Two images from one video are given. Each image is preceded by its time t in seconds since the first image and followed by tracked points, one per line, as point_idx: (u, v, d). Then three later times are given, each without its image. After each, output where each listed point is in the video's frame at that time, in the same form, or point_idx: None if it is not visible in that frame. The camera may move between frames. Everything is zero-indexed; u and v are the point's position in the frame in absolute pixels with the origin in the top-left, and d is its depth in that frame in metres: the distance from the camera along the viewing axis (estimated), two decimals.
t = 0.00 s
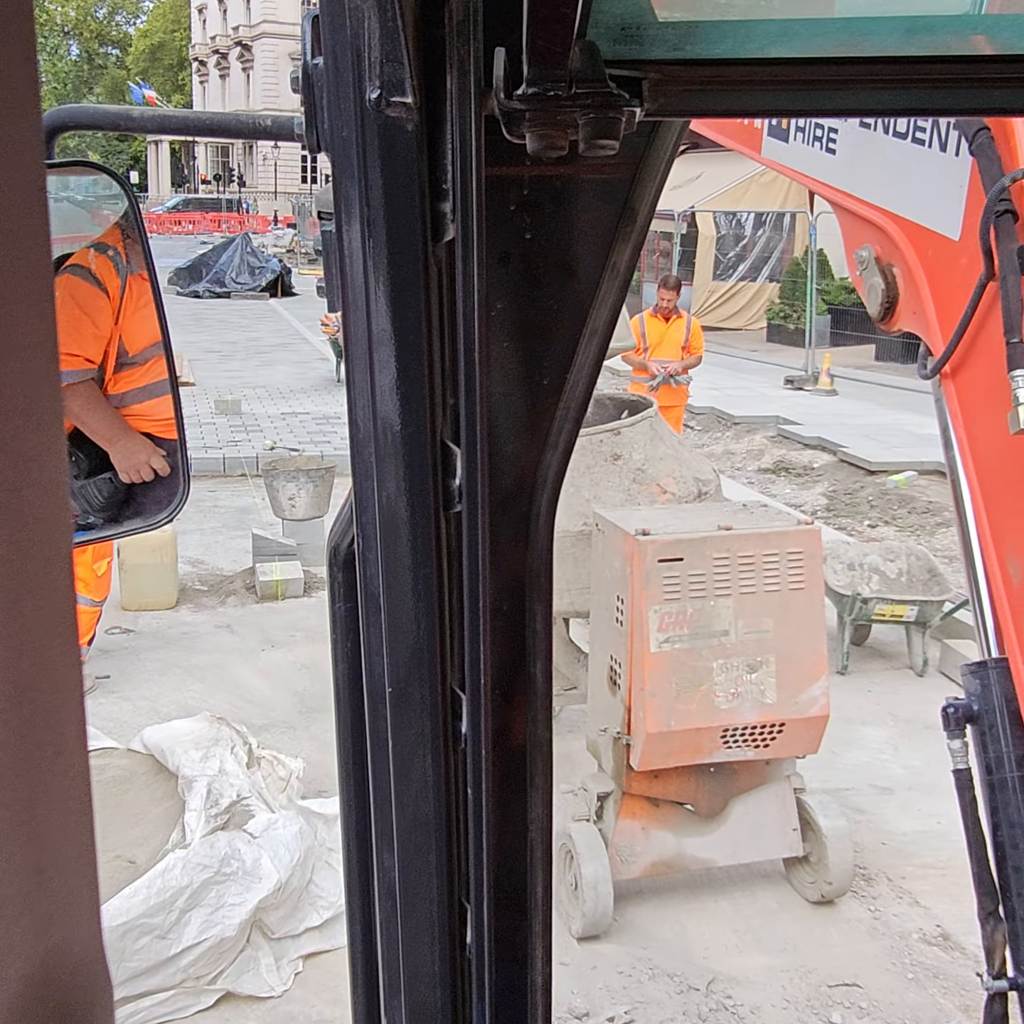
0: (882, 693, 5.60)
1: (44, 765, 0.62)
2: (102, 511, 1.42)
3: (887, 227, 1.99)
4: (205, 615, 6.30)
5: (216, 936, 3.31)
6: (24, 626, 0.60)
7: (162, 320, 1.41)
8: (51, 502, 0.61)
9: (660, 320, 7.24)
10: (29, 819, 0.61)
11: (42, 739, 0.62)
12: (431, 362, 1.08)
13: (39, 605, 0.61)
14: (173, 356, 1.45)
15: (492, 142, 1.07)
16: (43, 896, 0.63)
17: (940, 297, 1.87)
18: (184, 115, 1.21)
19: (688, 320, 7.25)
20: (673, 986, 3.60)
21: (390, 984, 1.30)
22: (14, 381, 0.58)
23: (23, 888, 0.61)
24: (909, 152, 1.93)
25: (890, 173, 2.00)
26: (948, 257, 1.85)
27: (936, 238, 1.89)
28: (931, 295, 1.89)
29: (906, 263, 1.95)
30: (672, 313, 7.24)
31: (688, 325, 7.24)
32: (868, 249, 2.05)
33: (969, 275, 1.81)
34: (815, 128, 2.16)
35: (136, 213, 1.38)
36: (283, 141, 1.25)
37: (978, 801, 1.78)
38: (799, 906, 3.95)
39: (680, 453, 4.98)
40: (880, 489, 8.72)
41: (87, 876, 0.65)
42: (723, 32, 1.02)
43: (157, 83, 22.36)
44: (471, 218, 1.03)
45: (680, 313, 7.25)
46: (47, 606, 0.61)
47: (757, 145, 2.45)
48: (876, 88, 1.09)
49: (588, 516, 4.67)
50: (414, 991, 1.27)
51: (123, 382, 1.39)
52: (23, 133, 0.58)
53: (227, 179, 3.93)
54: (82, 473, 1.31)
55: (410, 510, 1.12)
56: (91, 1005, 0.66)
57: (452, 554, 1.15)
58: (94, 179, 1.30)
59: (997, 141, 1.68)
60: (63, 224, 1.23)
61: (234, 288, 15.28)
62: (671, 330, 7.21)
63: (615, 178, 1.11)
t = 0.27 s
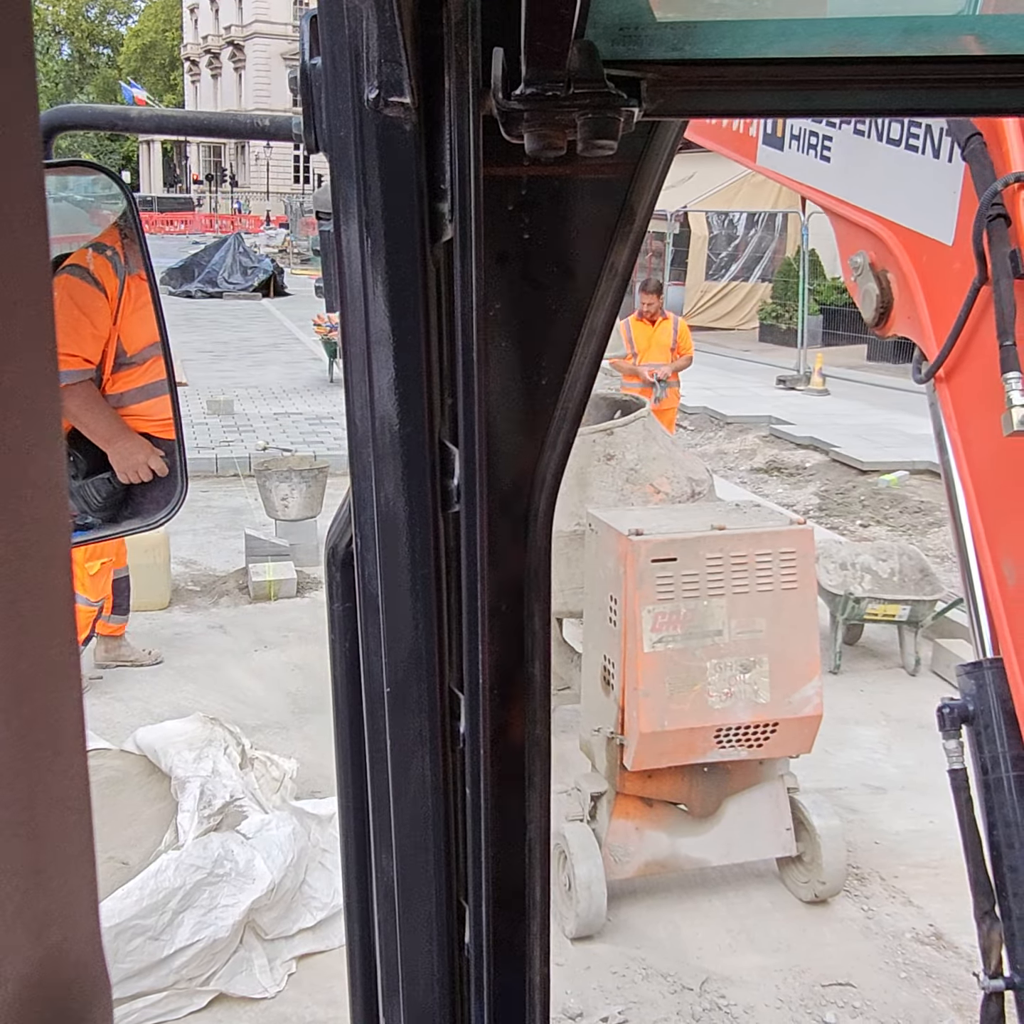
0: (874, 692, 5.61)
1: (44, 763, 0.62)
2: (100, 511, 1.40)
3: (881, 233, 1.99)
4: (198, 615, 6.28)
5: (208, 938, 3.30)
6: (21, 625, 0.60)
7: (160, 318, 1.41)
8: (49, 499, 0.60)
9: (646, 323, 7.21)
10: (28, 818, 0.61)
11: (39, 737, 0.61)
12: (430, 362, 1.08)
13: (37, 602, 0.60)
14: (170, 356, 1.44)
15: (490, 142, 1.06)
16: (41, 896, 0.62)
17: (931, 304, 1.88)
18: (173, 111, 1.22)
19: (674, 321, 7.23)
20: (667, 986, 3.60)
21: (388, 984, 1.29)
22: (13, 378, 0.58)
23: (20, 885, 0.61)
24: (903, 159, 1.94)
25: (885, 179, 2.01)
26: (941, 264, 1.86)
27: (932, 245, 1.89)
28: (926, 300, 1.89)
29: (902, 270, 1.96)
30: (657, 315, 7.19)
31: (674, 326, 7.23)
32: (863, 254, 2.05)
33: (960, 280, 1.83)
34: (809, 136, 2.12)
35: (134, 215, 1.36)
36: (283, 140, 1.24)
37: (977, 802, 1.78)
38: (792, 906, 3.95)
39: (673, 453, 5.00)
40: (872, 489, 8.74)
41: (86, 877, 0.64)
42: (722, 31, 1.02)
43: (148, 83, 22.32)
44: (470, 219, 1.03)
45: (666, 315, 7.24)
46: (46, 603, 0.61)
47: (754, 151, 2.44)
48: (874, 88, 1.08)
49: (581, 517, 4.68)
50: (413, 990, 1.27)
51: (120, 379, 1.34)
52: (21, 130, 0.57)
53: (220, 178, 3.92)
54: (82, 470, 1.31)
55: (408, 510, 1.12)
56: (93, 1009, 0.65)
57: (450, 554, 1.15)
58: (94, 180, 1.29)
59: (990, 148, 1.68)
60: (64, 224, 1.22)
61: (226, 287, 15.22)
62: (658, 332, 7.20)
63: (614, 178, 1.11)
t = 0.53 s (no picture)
0: (868, 692, 5.61)
1: (44, 763, 0.58)
2: (99, 511, 1.39)
3: (877, 239, 1.99)
4: (191, 616, 6.27)
5: (202, 939, 3.29)
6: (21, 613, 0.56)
7: (159, 319, 1.39)
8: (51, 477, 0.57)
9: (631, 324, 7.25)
10: (25, 820, 0.58)
11: (41, 734, 0.58)
12: (430, 361, 1.08)
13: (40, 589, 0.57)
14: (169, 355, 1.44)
15: (490, 142, 1.06)
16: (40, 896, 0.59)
17: (928, 309, 1.87)
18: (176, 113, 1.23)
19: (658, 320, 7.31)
20: (661, 986, 3.60)
21: (387, 982, 1.29)
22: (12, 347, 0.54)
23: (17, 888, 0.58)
24: (898, 166, 1.95)
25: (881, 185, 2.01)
26: (935, 268, 1.86)
27: (925, 248, 1.89)
28: (922, 305, 1.88)
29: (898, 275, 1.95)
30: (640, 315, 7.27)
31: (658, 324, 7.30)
32: (858, 262, 2.05)
33: (955, 285, 1.82)
34: (806, 144, 2.20)
35: (133, 215, 1.36)
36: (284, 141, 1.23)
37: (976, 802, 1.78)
38: (786, 906, 3.95)
39: (667, 453, 5.02)
40: (866, 488, 8.75)
41: (86, 876, 0.61)
42: (721, 32, 1.02)
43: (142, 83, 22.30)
44: (471, 219, 1.03)
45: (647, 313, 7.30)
46: (47, 593, 0.57)
47: (749, 161, 2.49)
48: (870, 89, 1.09)
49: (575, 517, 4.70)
50: (412, 989, 1.27)
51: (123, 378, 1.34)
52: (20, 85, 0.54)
53: (213, 178, 3.93)
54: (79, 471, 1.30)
55: (407, 509, 1.12)
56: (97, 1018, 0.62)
57: (450, 553, 1.15)
58: (95, 179, 1.28)
59: (984, 153, 1.68)
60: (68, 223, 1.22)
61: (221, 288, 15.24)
62: (643, 331, 7.26)
63: (614, 178, 1.11)
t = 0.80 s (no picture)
0: (863, 692, 5.62)
1: (51, 762, 0.61)
2: (107, 509, 1.36)
3: (881, 244, 1.99)
4: (186, 617, 6.25)
5: (197, 940, 3.28)
6: (27, 623, 0.59)
7: (167, 319, 1.39)
8: (53, 497, 0.60)
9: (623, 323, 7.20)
10: (33, 815, 0.61)
11: (46, 737, 0.61)
12: (437, 361, 1.07)
13: (44, 601, 0.60)
14: (176, 355, 1.42)
15: (497, 141, 1.05)
16: (47, 893, 0.62)
17: (933, 312, 1.89)
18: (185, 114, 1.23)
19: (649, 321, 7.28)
20: (657, 986, 3.59)
21: (393, 982, 1.28)
22: (16, 376, 0.58)
23: (24, 883, 0.61)
24: (901, 171, 1.94)
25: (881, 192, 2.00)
26: (941, 275, 1.87)
27: (931, 254, 1.89)
28: (928, 311, 1.89)
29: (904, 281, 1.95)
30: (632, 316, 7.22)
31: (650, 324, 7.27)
32: (863, 266, 2.04)
33: (960, 289, 1.83)
34: (811, 151, 2.16)
35: (141, 216, 1.34)
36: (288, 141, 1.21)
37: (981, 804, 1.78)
38: (782, 906, 3.95)
39: (662, 453, 5.13)
40: (861, 488, 8.76)
41: (91, 875, 0.64)
42: (727, 30, 1.02)
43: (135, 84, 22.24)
44: (475, 218, 1.01)
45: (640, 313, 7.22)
46: (53, 601, 0.60)
47: (754, 169, 2.47)
48: (878, 89, 1.07)
49: (571, 517, 4.79)
50: (418, 989, 1.26)
51: (130, 380, 1.33)
52: (29, 130, 0.57)
53: (207, 177, 3.91)
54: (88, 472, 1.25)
55: (414, 509, 1.11)
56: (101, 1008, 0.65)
57: (456, 553, 1.14)
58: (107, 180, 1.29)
59: (987, 157, 1.68)
60: (78, 221, 1.22)
61: (214, 287, 15.20)
62: (634, 330, 7.17)
63: (620, 177, 1.10)
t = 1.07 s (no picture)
0: (859, 692, 5.62)
1: (53, 761, 0.61)
2: (105, 511, 1.37)
3: (880, 249, 1.99)
4: (181, 617, 6.25)
5: (193, 942, 3.27)
6: (27, 623, 0.59)
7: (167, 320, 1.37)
8: (53, 499, 0.60)
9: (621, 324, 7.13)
10: (33, 817, 0.61)
11: (48, 737, 0.61)
12: (436, 362, 1.06)
13: (46, 602, 0.60)
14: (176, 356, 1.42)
15: (497, 142, 1.05)
16: (47, 895, 0.62)
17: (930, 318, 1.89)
18: (186, 114, 1.22)
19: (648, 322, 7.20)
20: (653, 987, 3.59)
21: (392, 984, 1.28)
22: (17, 374, 0.57)
23: (26, 886, 0.60)
24: (900, 176, 1.93)
25: (881, 198, 2.00)
26: (940, 276, 1.86)
27: (930, 260, 1.89)
28: (926, 316, 1.89)
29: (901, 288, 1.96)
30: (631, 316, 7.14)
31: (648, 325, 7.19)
32: (863, 272, 2.05)
33: (959, 294, 1.83)
34: (811, 158, 2.18)
35: (141, 216, 1.34)
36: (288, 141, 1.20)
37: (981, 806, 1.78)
38: (778, 906, 3.95)
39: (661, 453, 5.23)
40: (856, 488, 8.77)
41: (92, 876, 0.64)
42: (727, 32, 1.01)
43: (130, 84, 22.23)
44: (475, 218, 1.01)
45: (639, 314, 7.18)
46: (52, 600, 0.60)
47: (755, 176, 2.46)
48: (879, 91, 1.07)
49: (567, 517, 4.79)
50: (417, 991, 1.25)
51: (130, 381, 1.32)
52: (31, 130, 0.57)
53: (202, 176, 3.90)
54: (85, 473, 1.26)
55: (413, 511, 1.11)
56: (99, 1009, 0.65)
57: (456, 554, 1.14)
58: (106, 181, 1.28)
59: (985, 162, 1.67)
60: (78, 221, 1.21)
61: (209, 287, 15.17)
62: (633, 331, 7.08)
63: (620, 179, 1.10)
